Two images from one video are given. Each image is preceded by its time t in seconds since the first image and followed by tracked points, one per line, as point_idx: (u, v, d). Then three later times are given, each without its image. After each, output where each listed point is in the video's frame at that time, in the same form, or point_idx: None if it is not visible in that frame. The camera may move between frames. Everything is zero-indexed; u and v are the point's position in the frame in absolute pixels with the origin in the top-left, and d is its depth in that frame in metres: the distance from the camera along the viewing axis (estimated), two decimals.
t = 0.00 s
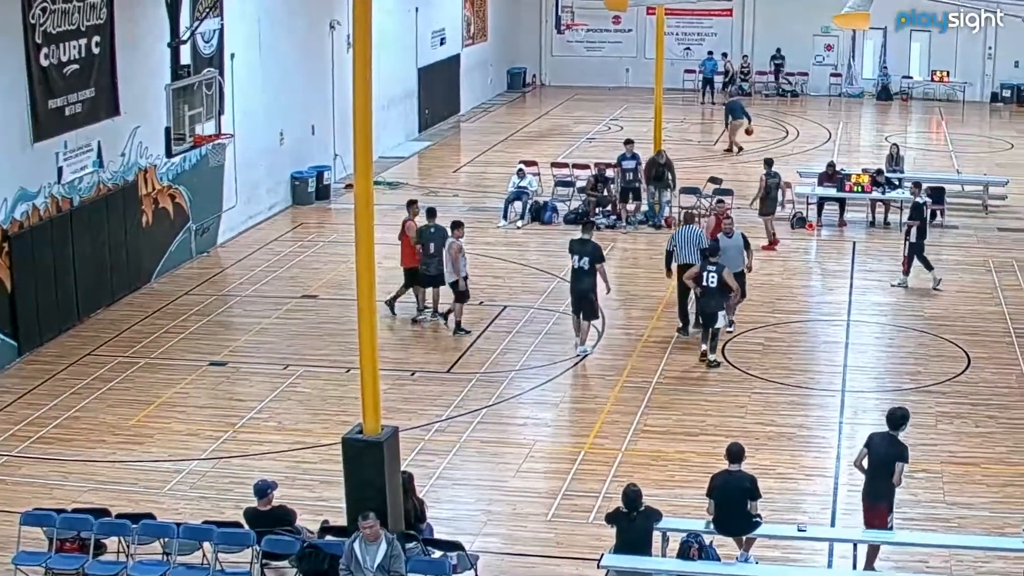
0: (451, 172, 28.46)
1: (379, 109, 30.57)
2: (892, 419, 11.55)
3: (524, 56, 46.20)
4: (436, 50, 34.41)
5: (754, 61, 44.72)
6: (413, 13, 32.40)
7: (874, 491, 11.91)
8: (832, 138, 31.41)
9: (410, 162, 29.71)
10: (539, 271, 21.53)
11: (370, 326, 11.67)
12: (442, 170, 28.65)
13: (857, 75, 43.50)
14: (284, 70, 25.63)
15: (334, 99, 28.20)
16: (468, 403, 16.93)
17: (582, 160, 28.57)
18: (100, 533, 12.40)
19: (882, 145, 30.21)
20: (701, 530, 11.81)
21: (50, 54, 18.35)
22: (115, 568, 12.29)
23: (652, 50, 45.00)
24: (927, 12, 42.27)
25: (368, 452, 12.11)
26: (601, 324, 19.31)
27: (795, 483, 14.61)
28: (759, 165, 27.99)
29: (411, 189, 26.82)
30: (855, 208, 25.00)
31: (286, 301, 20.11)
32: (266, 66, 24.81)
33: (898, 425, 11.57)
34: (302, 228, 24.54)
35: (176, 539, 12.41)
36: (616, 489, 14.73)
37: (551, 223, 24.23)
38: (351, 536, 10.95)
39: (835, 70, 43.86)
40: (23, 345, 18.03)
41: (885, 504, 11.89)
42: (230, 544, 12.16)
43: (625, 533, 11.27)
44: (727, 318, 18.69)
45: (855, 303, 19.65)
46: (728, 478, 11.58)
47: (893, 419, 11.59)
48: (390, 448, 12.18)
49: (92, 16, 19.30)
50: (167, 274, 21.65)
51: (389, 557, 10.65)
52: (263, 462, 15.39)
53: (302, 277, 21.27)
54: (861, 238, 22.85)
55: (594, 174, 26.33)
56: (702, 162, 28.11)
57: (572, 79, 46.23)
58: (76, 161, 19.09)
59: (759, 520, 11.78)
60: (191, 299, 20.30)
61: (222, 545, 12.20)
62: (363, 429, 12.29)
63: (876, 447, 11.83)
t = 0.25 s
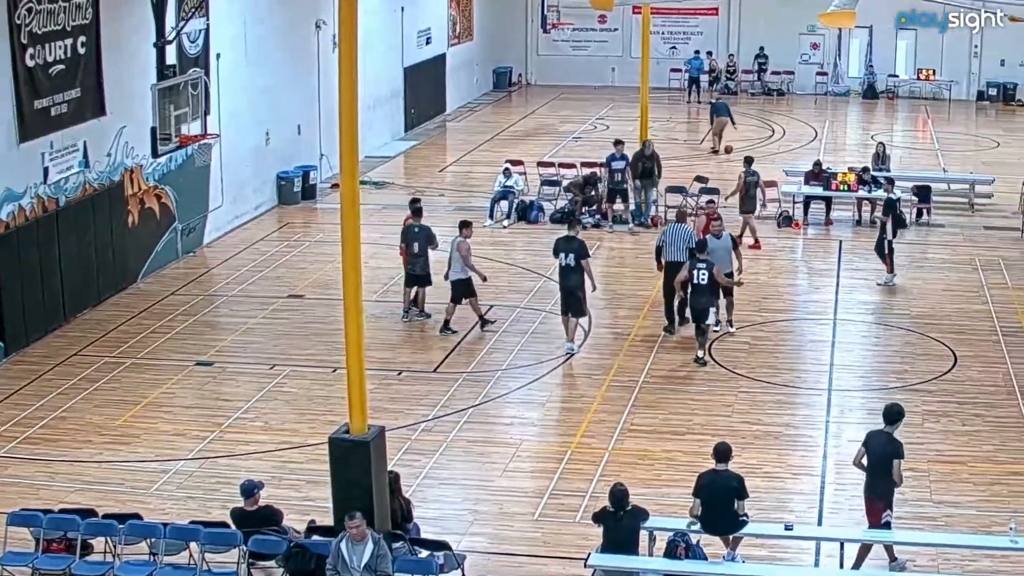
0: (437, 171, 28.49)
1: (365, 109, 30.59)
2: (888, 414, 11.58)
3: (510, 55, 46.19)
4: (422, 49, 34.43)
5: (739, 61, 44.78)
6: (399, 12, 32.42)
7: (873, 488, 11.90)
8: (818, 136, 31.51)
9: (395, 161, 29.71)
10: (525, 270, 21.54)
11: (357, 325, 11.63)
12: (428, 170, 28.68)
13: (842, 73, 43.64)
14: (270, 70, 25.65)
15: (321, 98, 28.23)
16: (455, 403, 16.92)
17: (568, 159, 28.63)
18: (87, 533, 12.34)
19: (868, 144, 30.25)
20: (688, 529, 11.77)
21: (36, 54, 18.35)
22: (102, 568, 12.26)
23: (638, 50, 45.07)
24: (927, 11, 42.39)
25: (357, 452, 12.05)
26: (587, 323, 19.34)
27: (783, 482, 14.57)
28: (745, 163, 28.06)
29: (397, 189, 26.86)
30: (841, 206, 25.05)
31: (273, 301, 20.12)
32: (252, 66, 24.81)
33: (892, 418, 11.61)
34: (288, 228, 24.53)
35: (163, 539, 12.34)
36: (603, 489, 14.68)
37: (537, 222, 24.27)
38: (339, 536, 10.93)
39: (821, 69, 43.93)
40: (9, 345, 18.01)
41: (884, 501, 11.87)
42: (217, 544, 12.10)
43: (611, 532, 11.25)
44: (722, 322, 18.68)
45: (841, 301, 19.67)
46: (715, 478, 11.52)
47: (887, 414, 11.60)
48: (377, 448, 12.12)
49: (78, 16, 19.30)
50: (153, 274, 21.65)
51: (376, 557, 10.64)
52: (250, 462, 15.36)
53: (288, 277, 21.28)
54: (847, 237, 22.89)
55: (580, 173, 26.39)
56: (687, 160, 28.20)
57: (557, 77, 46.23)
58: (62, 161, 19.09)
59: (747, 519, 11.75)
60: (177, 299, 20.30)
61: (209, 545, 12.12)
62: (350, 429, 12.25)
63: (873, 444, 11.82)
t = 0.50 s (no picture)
0: (427, 171, 28.51)
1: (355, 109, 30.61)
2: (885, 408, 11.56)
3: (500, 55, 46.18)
4: (412, 49, 34.45)
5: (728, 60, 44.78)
6: (389, 11, 32.44)
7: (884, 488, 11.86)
8: (807, 135, 31.58)
9: (384, 161, 29.70)
10: (515, 270, 21.56)
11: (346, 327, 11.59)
12: (418, 169, 28.70)
13: (831, 73, 43.60)
14: (260, 71, 25.66)
15: (310, 98, 28.25)
16: (445, 403, 16.91)
17: (558, 159, 28.66)
18: (77, 534, 12.31)
19: (857, 143, 30.26)
20: (678, 528, 11.73)
21: (25, 55, 18.35)
22: (92, 568, 12.23)
23: (628, 49, 45.09)
24: (927, 12, 42.35)
25: (346, 452, 11.98)
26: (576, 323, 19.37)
27: (772, 481, 14.55)
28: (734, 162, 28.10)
29: (386, 189, 26.88)
30: (831, 206, 25.08)
31: (264, 301, 20.12)
32: (241, 66, 24.82)
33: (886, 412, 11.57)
34: (278, 228, 24.53)
35: (153, 539, 12.28)
36: (593, 489, 14.65)
37: (527, 222, 24.29)
38: (329, 536, 10.91)
39: (810, 69, 43.93)
40: None
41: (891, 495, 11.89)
42: (207, 544, 12.06)
43: (601, 531, 11.22)
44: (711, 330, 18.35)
45: (831, 301, 19.68)
46: (705, 478, 11.44)
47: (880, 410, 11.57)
48: (367, 448, 12.07)
49: (67, 17, 19.29)
50: (143, 274, 21.64)
51: (366, 557, 10.62)
52: (240, 463, 15.33)
53: (278, 277, 21.29)
54: (837, 236, 22.90)
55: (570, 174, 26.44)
56: (677, 160, 28.25)
57: (547, 76, 46.25)
58: (52, 162, 19.08)
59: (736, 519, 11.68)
60: (167, 299, 20.30)
61: (199, 545, 12.09)
62: (340, 429, 12.20)
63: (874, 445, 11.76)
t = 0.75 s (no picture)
0: (419, 171, 28.52)
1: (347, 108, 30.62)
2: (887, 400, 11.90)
3: (493, 54, 46.18)
4: (404, 49, 34.46)
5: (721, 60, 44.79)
6: (381, 11, 32.46)
7: (896, 479, 12.10)
8: (799, 134, 31.63)
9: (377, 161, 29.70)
10: (507, 270, 21.58)
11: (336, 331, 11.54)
12: (410, 169, 28.71)
13: (824, 73, 43.58)
14: (252, 71, 25.67)
15: (303, 98, 28.26)
16: (438, 403, 16.91)
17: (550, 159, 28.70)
18: (70, 534, 12.28)
19: (849, 142, 30.29)
20: (670, 528, 11.70)
21: (17, 56, 18.36)
22: (85, 569, 12.21)
23: (620, 49, 45.12)
24: (927, 12, 42.35)
25: (340, 452, 11.96)
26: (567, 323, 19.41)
27: (765, 480, 14.54)
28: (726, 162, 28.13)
29: (378, 189, 26.90)
30: (823, 205, 25.11)
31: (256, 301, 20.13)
32: (233, 67, 24.82)
33: (893, 404, 11.87)
34: (270, 228, 24.54)
35: (146, 539, 12.26)
36: (586, 488, 14.64)
37: (519, 222, 24.31)
38: (321, 536, 10.91)
39: (803, 68, 43.91)
40: None
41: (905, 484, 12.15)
42: (200, 544, 12.05)
43: (594, 531, 11.22)
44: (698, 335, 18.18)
45: (823, 300, 19.69)
46: (699, 476, 11.47)
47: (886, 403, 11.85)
48: (360, 448, 12.05)
49: (59, 17, 19.29)
50: (135, 274, 21.64)
51: (359, 556, 10.61)
52: (233, 463, 15.32)
53: (270, 277, 21.30)
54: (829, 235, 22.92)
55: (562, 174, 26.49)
56: (669, 159, 28.28)
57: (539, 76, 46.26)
58: (44, 162, 19.09)
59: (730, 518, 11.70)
60: (160, 300, 20.31)
61: (192, 545, 12.07)
62: (332, 429, 12.16)
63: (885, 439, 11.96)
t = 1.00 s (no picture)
0: (414, 170, 28.54)
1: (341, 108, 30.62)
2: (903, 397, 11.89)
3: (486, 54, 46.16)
4: (398, 49, 34.46)
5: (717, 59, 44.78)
6: (374, 11, 32.46)
7: (906, 476, 12.11)
8: (793, 133, 31.66)
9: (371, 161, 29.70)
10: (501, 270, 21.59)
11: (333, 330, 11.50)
12: (405, 169, 28.72)
13: (818, 72, 43.68)
14: (246, 70, 25.68)
15: (297, 98, 28.27)
16: (432, 402, 16.91)
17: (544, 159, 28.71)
18: (65, 534, 12.26)
19: (843, 141, 30.31)
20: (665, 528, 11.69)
21: (11, 56, 18.36)
22: (80, 568, 12.19)
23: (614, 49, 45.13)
24: (928, 12, 42.36)
25: (336, 452, 11.96)
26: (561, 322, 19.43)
27: (760, 480, 14.54)
28: (719, 161, 28.15)
29: (373, 189, 26.92)
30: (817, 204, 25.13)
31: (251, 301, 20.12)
32: (227, 66, 24.82)
33: (909, 401, 11.85)
34: (264, 228, 24.55)
35: (142, 539, 12.25)
36: (581, 488, 14.64)
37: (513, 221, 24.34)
38: (315, 536, 10.90)
39: (797, 67, 43.97)
40: None
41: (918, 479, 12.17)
42: (195, 544, 12.04)
43: (588, 531, 11.22)
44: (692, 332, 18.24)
45: (818, 300, 19.70)
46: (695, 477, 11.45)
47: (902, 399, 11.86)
48: (356, 447, 12.05)
49: (53, 17, 19.29)
50: (130, 273, 21.64)
51: (354, 556, 10.61)
52: (228, 462, 15.31)
53: (264, 277, 21.30)
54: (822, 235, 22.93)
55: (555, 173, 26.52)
56: (662, 159, 28.28)
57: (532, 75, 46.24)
58: (39, 162, 19.09)
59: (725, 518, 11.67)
60: (154, 300, 20.31)
61: (187, 545, 12.07)
62: (327, 429, 12.16)
63: (898, 435, 11.99)
